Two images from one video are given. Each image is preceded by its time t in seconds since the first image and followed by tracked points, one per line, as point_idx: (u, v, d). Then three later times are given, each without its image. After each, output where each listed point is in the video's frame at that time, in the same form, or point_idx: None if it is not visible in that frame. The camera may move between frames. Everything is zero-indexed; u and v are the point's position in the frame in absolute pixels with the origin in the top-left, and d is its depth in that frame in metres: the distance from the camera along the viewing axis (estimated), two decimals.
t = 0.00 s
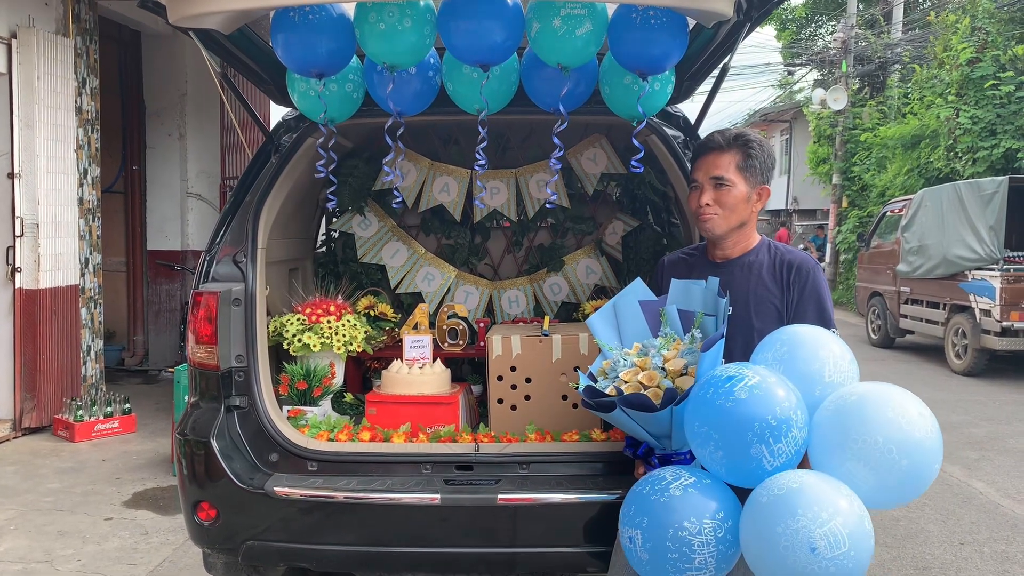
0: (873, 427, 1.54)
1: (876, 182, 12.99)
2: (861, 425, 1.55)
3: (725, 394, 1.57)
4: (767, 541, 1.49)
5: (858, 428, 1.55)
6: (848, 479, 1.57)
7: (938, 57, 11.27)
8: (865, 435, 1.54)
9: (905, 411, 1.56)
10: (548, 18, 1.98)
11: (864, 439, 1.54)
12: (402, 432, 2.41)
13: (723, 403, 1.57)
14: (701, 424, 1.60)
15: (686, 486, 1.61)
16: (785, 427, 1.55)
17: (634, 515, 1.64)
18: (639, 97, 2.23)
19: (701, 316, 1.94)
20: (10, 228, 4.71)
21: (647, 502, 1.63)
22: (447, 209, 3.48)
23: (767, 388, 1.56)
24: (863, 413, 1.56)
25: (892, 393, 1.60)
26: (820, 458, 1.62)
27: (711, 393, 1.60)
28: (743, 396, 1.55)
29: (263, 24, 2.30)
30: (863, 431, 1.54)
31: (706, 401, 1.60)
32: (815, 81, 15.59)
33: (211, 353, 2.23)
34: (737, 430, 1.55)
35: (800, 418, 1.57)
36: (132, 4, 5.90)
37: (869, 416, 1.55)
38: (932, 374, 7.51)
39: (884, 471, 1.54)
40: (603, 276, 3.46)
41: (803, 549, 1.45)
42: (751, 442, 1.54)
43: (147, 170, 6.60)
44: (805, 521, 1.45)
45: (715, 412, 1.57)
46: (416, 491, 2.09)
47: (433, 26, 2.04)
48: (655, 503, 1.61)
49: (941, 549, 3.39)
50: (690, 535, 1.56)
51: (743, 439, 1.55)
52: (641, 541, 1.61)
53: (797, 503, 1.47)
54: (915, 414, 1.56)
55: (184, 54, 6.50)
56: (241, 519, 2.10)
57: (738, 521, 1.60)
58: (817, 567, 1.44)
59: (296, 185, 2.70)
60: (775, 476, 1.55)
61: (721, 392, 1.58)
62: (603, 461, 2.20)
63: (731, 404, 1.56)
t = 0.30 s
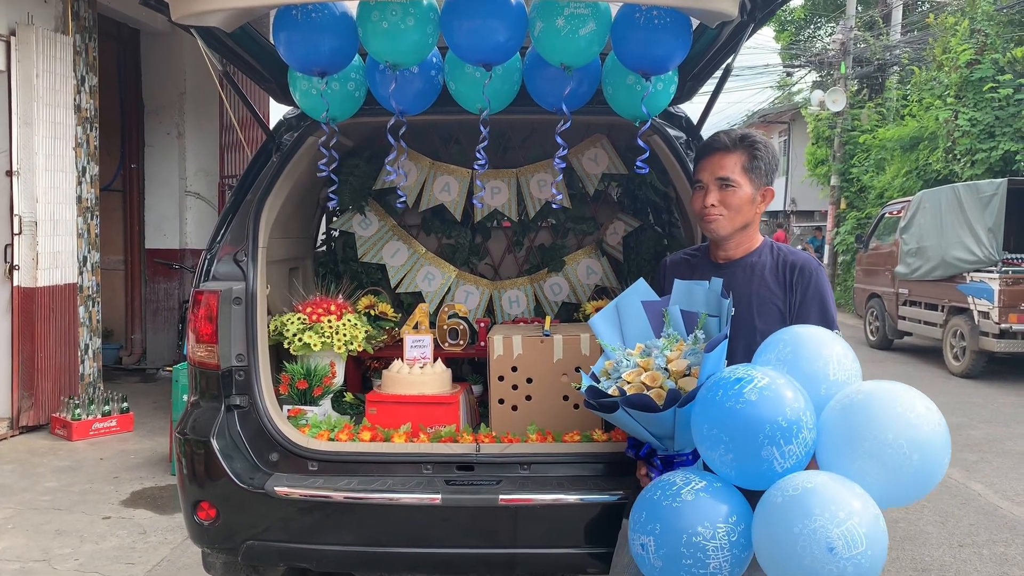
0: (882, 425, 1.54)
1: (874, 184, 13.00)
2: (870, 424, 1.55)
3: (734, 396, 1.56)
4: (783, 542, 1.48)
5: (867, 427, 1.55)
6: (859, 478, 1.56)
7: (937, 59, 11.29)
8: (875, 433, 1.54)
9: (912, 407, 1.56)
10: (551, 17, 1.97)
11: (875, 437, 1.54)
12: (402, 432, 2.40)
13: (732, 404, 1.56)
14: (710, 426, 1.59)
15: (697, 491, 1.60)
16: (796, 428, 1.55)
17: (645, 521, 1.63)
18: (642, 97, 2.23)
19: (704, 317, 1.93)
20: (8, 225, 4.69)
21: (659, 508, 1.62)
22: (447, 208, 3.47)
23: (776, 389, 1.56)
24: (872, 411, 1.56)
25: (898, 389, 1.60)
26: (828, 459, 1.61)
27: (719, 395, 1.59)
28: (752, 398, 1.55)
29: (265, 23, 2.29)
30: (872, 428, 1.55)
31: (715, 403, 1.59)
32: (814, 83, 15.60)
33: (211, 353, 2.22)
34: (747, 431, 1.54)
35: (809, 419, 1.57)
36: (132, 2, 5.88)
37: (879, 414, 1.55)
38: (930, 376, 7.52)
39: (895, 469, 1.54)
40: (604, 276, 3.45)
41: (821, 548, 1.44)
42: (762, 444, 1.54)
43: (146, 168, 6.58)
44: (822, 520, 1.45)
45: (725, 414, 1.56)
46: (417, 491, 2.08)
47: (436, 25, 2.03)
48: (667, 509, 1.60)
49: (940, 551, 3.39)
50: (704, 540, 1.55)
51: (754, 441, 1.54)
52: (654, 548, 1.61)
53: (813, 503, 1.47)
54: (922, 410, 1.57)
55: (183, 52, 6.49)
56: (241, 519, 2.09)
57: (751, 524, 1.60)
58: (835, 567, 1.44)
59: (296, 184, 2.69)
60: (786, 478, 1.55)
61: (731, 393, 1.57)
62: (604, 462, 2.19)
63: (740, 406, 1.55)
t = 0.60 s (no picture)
0: (895, 459, 1.53)
1: (876, 188, 13.00)
2: (884, 455, 1.54)
3: (750, 397, 1.55)
4: (757, 552, 1.48)
5: (880, 457, 1.54)
6: (857, 505, 1.57)
7: (940, 64, 11.28)
8: (885, 465, 1.53)
9: (931, 449, 1.54)
10: (557, 18, 1.97)
11: (881, 472, 1.54)
12: (404, 433, 2.40)
13: (747, 405, 1.55)
14: (721, 421, 1.59)
15: (690, 478, 1.59)
16: (804, 441, 1.53)
17: (634, 495, 1.64)
18: (648, 99, 2.22)
19: (707, 320, 1.93)
20: (10, 222, 4.70)
21: (650, 486, 1.62)
22: (450, 209, 3.47)
23: (793, 398, 1.54)
24: (888, 443, 1.55)
25: (922, 426, 1.58)
26: (835, 479, 1.61)
27: (736, 393, 1.59)
28: (767, 403, 1.54)
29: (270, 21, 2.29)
30: (882, 463, 1.54)
31: (730, 401, 1.58)
32: (816, 86, 15.61)
33: (212, 351, 2.22)
34: (754, 435, 1.53)
35: (822, 437, 1.56)
36: None
37: (894, 447, 1.54)
38: (931, 380, 7.51)
39: (895, 506, 1.53)
40: (607, 278, 3.45)
41: (790, 567, 1.44)
42: (765, 451, 1.53)
43: (148, 166, 6.58)
44: (798, 540, 1.44)
45: (737, 415, 1.56)
46: (418, 492, 2.07)
47: (441, 25, 2.03)
48: (656, 488, 1.60)
49: (942, 556, 3.38)
50: (684, 527, 1.55)
51: (758, 446, 1.54)
52: (636, 521, 1.62)
53: (796, 519, 1.46)
54: (941, 453, 1.54)
55: (186, 50, 6.50)
56: (242, 519, 2.08)
57: (736, 522, 1.58)
58: None
59: (300, 183, 2.68)
60: (782, 488, 1.54)
61: (747, 394, 1.56)
62: (606, 464, 2.18)
63: (753, 408, 1.54)
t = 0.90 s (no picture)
0: (893, 437, 1.53)
1: (879, 192, 13.00)
2: (882, 435, 1.54)
3: (746, 391, 1.56)
4: (778, 535, 1.47)
5: (878, 438, 1.54)
6: (865, 486, 1.56)
7: (944, 69, 11.27)
8: (885, 443, 1.53)
9: (926, 423, 1.55)
10: (562, 23, 1.97)
11: (884, 448, 1.53)
12: (406, 436, 2.40)
13: (743, 399, 1.56)
14: (719, 419, 1.59)
15: (701, 475, 1.60)
16: (804, 428, 1.54)
17: (646, 497, 1.63)
18: (651, 104, 2.22)
19: (710, 325, 1.93)
20: (14, 222, 4.71)
21: (660, 486, 1.62)
22: (453, 212, 3.48)
23: (787, 389, 1.55)
24: (885, 422, 1.55)
25: (914, 402, 1.59)
26: (837, 466, 1.60)
27: (732, 389, 1.59)
28: (764, 394, 1.54)
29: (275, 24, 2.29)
30: (884, 439, 1.54)
31: (726, 397, 1.59)
32: (820, 90, 15.61)
33: (216, 353, 2.22)
34: (754, 428, 1.53)
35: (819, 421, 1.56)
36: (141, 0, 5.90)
37: (892, 425, 1.54)
38: (932, 385, 7.50)
39: (902, 481, 1.53)
40: (609, 282, 3.45)
41: (814, 543, 1.43)
42: (768, 440, 1.53)
43: (152, 166, 6.59)
44: (817, 516, 1.44)
45: (734, 409, 1.56)
46: (420, 495, 2.07)
47: (446, 29, 2.03)
48: (669, 487, 1.60)
49: (942, 562, 3.37)
50: (700, 521, 1.55)
51: (761, 438, 1.53)
52: (650, 523, 1.61)
53: (811, 497, 1.46)
54: (936, 426, 1.55)
55: (191, 50, 6.50)
56: (244, 521, 2.08)
57: (750, 515, 1.58)
58: (827, 564, 1.42)
59: (304, 185, 2.69)
60: (789, 476, 1.54)
61: (742, 388, 1.57)
62: (607, 469, 2.18)
63: (750, 401, 1.55)
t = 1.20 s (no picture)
0: (904, 434, 1.54)
1: (882, 195, 12.97)
2: (892, 434, 1.54)
3: (754, 413, 1.55)
4: (827, 559, 1.46)
5: (890, 437, 1.54)
6: (887, 488, 1.56)
7: (947, 71, 11.25)
8: (899, 442, 1.54)
9: (932, 414, 1.56)
10: (565, 25, 1.97)
11: (901, 448, 1.53)
12: (407, 437, 2.40)
13: (754, 422, 1.55)
14: (733, 447, 1.57)
15: (733, 507, 1.59)
16: (820, 440, 1.54)
17: (681, 539, 1.59)
18: (653, 105, 2.21)
19: (712, 327, 1.92)
20: (17, 223, 4.72)
21: (696, 523, 1.59)
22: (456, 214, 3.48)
23: (795, 404, 1.55)
24: (897, 422, 1.55)
25: (914, 395, 1.60)
26: (853, 472, 1.60)
27: (739, 413, 1.57)
28: (774, 413, 1.53)
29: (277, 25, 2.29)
30: (898, 439, 1.54)
31: (736, 421, 1.57)
32: (822, 92, 15.58)
33: (218, 354, 2.22)
34: (770, 448, 1.53)
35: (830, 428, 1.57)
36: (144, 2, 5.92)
37: (904, 424, 1.55)
38: (935, 388, 7.48)
39: (923, 478, 1.54)
40: (612, 284, 3.44)
41: (866, 561, 1.42)
42: (789, 460, 1.52)
43: (155, 168, 6.60)
44: (865, 533, 1.43)
45: (745, 432, 1.55)
46: (422, 496, 2.07)
47: (449, 30, 2.03)
48: (706, 524, 1.57)
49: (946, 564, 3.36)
50: (745, 556, 1.53)
51: (780, 458, 1.53)
52: (691, 565, 1.57)
53: (852, 514, 1.46)
54: (941, 415, 1.56)
55: (193, 52, 6.51)
56: (245, 521, 2.08)
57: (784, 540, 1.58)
58: None
59: (307, 186, 2.69)
60: (817, 491, 1.54)
61: (750, 411, 1.56)
62: (610, 470, 2.17)
63: (762, 423, 1.54)
